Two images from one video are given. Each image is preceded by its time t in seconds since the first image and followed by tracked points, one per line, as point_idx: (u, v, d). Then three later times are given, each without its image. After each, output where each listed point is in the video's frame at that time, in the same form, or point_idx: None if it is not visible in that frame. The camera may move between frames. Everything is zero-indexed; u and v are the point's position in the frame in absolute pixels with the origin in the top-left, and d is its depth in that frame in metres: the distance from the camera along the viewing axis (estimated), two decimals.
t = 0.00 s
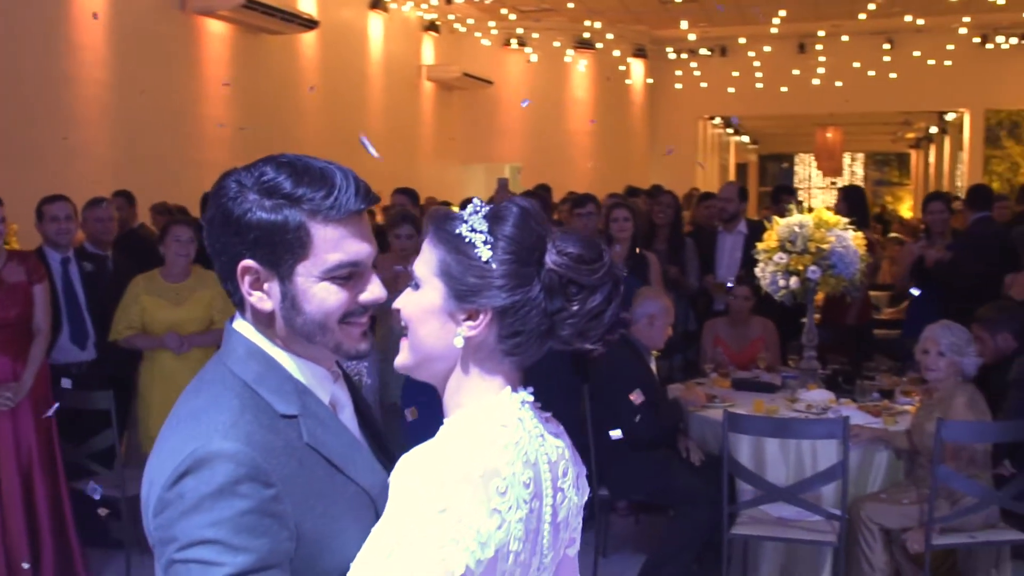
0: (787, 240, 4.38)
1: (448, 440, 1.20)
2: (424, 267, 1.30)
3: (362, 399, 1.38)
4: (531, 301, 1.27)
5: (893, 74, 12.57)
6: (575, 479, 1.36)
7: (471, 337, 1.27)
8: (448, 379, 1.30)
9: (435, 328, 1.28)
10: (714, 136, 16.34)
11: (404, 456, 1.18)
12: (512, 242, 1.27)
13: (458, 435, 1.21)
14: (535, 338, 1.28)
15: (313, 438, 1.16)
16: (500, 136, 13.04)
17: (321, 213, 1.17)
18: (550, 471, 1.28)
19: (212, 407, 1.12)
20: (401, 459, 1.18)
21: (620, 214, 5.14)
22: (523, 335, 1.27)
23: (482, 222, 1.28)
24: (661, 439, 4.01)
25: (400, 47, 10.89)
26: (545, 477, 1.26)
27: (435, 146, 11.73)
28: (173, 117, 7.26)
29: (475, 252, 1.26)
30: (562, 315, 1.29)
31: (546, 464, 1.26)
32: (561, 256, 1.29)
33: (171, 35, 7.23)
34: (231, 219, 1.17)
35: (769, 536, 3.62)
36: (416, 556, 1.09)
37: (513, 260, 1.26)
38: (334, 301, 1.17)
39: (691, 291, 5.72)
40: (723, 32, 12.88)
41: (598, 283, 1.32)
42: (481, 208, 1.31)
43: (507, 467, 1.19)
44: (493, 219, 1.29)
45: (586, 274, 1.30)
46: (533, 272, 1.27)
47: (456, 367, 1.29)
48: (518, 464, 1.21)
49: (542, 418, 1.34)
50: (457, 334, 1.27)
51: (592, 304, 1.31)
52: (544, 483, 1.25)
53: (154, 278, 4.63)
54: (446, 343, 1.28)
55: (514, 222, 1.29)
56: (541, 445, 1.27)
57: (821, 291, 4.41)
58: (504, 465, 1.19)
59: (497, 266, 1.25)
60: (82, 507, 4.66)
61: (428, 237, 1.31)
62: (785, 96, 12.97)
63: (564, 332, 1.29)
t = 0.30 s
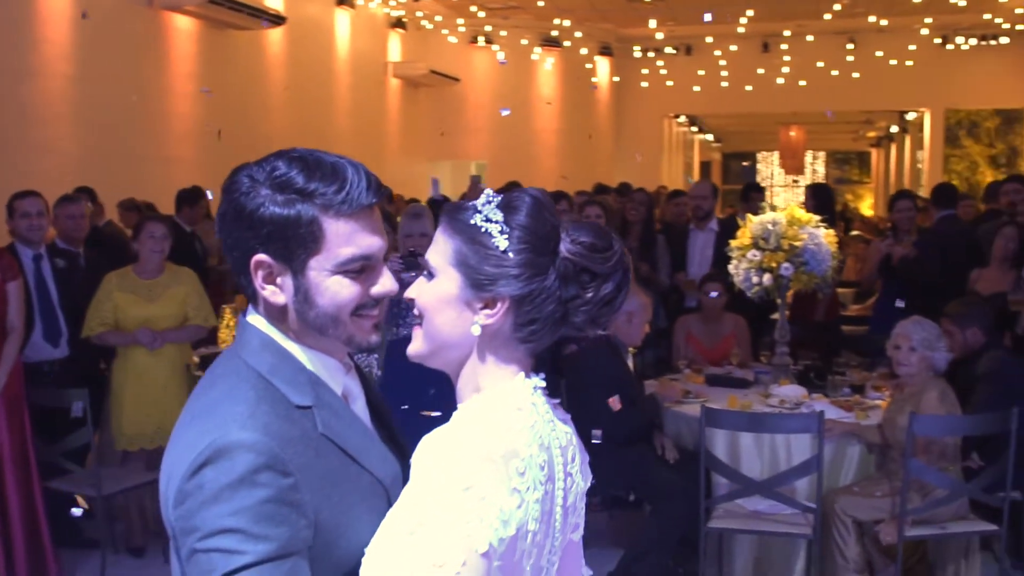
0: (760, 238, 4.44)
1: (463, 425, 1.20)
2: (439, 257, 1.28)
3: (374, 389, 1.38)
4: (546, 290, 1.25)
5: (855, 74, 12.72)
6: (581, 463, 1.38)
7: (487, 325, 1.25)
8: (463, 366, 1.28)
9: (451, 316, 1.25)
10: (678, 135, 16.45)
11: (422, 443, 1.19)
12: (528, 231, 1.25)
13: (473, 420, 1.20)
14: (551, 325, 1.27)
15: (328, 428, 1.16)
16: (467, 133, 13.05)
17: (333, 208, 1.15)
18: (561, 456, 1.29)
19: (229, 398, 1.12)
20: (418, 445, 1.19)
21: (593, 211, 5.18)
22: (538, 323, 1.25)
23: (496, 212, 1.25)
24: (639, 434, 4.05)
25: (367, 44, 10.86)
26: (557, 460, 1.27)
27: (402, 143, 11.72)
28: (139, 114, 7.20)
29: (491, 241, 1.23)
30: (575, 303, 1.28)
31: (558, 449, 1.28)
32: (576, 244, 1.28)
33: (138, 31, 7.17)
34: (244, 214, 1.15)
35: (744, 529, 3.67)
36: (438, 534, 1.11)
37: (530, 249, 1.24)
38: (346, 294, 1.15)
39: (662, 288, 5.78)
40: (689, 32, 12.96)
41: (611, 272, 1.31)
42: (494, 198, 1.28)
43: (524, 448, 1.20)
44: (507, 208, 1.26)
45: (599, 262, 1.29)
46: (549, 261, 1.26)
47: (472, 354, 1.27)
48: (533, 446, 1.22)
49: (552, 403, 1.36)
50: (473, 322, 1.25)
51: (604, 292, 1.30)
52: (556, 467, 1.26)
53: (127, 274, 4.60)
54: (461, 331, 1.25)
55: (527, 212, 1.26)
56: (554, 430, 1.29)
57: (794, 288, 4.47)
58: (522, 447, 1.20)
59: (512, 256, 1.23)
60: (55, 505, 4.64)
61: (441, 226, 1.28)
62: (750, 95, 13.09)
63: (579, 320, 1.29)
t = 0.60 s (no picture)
0: (737, 237, 4.48)
1: (477, 415, 1.18)
2: (451, 253, 1.24)
3: (380, 381, 1.40)
4: (558, 285, 1.24)
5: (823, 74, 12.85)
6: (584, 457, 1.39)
7: (500, 320, 1.22)
8: (474, 362, 1.26)
9: (465, 311, 1.22)
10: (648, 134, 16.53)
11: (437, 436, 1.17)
12: (539, 227, 1.23)
13: (486, 411, 1.18)
14: (562, 320, 1.25)
15: (341, 419, 1.17)
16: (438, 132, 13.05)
17: (346, 203, 1.15)
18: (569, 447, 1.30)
19: (244, 389, 1.13)
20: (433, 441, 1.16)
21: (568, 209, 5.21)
22: (551, 316, 1.24)
23: (507, 207, 1.24)
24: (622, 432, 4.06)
25: (338, 42, 10.84)
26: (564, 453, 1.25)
27: (373, 141, 11.70)
28: (109, 112, 7.15)
29: (504, 236, 1.21)
30: (584, 298, 1.27)
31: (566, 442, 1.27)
32: (585, 240, 1.28)
33: (108, 28, 7.12)
34: (257, 209, 1.15)
35: (723, 525, 3.71)
36: (459, 525, 1.08)
37: (542, 245, 1.23)
38: (359, 288, 1.15)
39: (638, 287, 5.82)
40: (659, 32, 13.02)
41: (619, 267, 1.31)
42: (503, 193, 1.26)
43: (539, 436, 1.19)
44: (517, 204, 1.25)
45: (609, 257, 1.29)
46: (560, 256, 1.25)
47: (483, 347, 1.24)
48: (546, 436, 1.21)
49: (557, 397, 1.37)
50: (487, 317, 1.22)
51: (613, 288, 1.30)
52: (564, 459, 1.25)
53: (103, 272, 4.57)
54: (473, 325, 1.22)
55: (538, 207, 1.25)
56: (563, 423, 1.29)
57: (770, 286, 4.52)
58: (536, 435, 1.19)
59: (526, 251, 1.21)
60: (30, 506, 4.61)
61: (451, 223, 1.26)
62: (720, 95, 13.18)
63: (588, 314, 1.28)
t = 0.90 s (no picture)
0: (714, 236, 4.53)
1: (485, 414, 1.21)
2: (463, 250, 1.27)
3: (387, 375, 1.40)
4: (568, 283, 1.27)
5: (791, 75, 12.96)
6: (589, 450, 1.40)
7: (511, 316, 1.25)
8: (486, 356, 1.28)
9: (477, 307, 1.24)
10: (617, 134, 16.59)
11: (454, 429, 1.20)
12: (549, 226, 1.26)
13: (497, 407, 1.21)
14: (572, 316, 1.28)
15: (353, 410, 1.19)
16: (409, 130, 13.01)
17: (359, 198, 1.16)
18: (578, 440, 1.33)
19: (260, 381, 1.14)
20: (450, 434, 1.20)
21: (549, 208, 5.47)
22: (559, 313, 1.27)
23: (518, 205, 1.26)
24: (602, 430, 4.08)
25: (308, 40, 10.79)
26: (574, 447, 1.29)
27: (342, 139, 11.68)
28: (79, 109, 7.09)
29: (515, 235, 1.24)
30: (591, 294, 1.30)
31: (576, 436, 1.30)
32: (594, 238, 1.31)
33: (77, 24, 7.05)
34: (271, 203, 1.16)
35: (703, 522, 3.74)
36: (482, 515, 1.12)
37: (553, 243, 1.25)
38: (372, 283, 1.17)
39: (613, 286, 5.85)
40: (630, 32, 13.08)
41: (627, 265, 1.34)
42: (514, 192, 1.29)
43: (553, 429, 1.23)
44: (529, 202, 1.27)
45: (617, 256, 1.32)
46: (570, 254, 1.27)
47: (494, 343, 1.27)
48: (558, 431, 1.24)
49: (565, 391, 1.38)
50: (499, 314, 1.25)
51: (619, 286, 1.34)
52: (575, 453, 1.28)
53: (78, 270, 4.54)
54: (485, 321, 1.25)
55: (548, 206, 1.27)
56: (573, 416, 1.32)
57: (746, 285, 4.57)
58: (551, 428, 1.23)
59: (537, 249, 1.24)
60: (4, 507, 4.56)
61: (463, 221, 1.28)
62: (690, 95, 13.26)
63: (597, 311, 1.31)
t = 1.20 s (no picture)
0: (691, 235, 4.56)
1: (493, 407, 1.28)
2: (472, 248, 1.32)
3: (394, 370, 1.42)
4: (575, 281, 1.31)
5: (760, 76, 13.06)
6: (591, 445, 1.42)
7: (521, 313, 1.30)
8: (494, 352, 1.33)
9: (487, 304, 1.29)
10: (586, 134, 16.63)
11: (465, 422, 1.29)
12: (557, 224, 1.31)
13: (506, 403, 1.28)
14: (579, 313, 1.33)
15: (366, 403, 1.21)
16: (379, 128, 12.96)
17: (373, 195, 1.17)
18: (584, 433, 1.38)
19: (274, 373, 1.16)
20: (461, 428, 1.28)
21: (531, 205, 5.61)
22: (566, 310, 1.32)
23: (528, 204, 1.31)
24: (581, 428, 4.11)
25: (278, 38, 10.72)
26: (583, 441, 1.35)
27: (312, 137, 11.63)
28: (47, 106, 7.01)
29: (526, 234, 1.29)
30: (598, 291, 1.35)
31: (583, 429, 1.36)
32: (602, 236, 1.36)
33: (46, 20, 6.97)
34: (286, 200, 1.17)
35: (683, 518, 3.77)
36: (500, 506, 1.18)
37: (561, 241, 1.31)
38: (385, 279, 1.18)
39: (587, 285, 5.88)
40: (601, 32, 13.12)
41: (633, 263, 1.39)
42: (525, 192, 1.34)
43: (566, 424, 1.29)
44: (538, 201, 1.32)
45: (623, 254, 1.37)
46: (577, 252, 1.33)
47: (503, 339, 1.32)
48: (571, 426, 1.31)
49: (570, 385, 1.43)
50: (508, 311, 1.29)
51: (626, 283, 1.38)
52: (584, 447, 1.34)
53: (51, 268, 4.50)
54: (494, 317, 1.30)
55: (556, 205, 1.33)
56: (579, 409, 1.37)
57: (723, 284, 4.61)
58: (564, 423, 1.29)
59: (547, 247, 1.29)
60: None
61: (474, 220, 1.33)
62: (660, 95, 13.33)
63: (603, 308, 1.36)
